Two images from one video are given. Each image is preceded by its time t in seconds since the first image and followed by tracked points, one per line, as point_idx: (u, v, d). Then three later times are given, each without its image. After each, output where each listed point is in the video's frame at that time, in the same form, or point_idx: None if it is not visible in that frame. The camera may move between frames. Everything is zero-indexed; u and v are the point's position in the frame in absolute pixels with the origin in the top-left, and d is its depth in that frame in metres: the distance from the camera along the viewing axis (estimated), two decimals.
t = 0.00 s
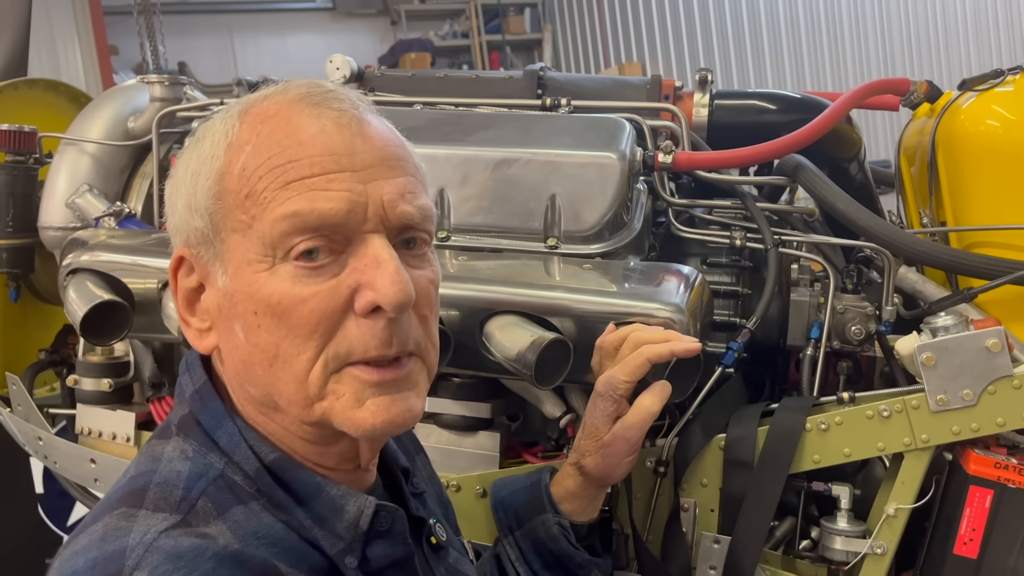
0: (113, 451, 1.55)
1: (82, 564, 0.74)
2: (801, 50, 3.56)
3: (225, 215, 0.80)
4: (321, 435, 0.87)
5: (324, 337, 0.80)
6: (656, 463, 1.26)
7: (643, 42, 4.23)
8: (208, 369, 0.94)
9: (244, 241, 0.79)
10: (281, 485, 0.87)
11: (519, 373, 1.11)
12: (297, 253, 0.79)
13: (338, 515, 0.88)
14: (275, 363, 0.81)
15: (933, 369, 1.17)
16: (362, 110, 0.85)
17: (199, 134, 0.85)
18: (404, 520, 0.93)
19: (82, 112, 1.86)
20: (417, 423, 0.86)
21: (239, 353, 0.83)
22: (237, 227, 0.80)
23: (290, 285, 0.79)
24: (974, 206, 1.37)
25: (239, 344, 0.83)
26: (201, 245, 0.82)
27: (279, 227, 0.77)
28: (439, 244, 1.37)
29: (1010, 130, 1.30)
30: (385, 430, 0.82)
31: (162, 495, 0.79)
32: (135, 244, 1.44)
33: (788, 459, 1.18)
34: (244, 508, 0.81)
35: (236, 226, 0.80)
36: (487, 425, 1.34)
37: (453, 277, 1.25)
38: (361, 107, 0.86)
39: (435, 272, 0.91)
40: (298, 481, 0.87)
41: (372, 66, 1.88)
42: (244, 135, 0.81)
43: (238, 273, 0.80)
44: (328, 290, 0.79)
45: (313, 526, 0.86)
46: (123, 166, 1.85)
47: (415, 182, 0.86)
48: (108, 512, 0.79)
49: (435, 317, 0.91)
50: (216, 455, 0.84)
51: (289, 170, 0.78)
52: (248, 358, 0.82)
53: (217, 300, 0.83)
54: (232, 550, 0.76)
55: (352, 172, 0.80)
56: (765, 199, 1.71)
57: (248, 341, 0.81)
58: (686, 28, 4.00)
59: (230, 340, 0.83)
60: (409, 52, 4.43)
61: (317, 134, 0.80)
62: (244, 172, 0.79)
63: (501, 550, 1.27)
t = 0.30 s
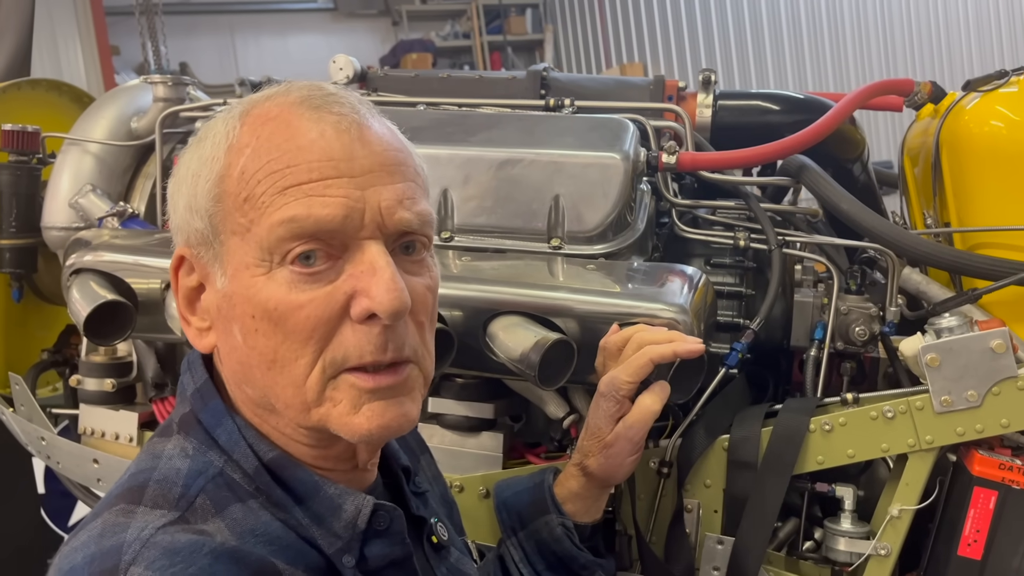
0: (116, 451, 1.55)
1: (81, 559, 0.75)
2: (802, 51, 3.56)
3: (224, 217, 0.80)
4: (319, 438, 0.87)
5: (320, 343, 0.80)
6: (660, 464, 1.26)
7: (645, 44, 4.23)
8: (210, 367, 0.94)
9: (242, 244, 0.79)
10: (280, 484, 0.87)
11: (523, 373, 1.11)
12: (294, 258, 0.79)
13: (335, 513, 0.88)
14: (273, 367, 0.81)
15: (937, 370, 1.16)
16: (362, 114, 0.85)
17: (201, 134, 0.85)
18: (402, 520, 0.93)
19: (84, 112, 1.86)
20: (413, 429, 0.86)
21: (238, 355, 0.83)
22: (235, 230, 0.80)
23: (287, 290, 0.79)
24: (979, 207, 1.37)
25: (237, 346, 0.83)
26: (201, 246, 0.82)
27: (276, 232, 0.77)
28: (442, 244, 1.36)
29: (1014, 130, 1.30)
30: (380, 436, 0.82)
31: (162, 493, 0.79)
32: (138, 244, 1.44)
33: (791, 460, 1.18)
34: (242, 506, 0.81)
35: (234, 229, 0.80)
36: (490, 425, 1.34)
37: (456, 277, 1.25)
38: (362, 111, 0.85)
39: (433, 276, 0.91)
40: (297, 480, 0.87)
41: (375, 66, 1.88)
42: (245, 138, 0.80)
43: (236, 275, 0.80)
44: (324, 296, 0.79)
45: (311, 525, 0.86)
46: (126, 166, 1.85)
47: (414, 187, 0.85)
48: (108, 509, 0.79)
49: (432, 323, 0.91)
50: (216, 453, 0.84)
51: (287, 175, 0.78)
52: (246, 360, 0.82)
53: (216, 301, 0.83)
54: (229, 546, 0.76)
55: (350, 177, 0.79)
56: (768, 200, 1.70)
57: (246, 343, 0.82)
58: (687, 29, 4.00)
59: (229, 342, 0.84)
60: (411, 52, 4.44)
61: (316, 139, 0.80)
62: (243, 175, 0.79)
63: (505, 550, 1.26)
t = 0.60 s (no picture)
0: (118, 450, 1.55)
1: (79, 561, 0.75)
2: (803, 52, 3.56)
3: (223, 221, 0.80)
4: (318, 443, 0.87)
5: (320, 349, 0.80)
6: (661, 465, 1.26)
7: (647, 44, 4.23)
8: (208, 369, 0.94)
9: (241, 249, 0.80)
10: (276, 485, 0.87)
11: (525, 374, 1.12)
12: (294, 264, 0.79)
13: (332, 515, 0.87)
14: (272, 371, 0.82)
15: (938, 371, 1.16)
16: (362, 119, 0.85)
17: (200, 136, 0.85)
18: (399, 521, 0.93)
19: (87, 112, 1.87)
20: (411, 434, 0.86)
21: (236, 359, 0.83)
22: (234, 234, 0.80)
23: (286, 296, 0.79)
24: (980, 208, 1.37)
25: (235, 350, 0.83)
26: (199, 249, 0.82)
27: (276, 238, 0.78)
28: (444, 244, 1.36)
29: (1015, 132, 1.31)
30: (379, 441, 0.82)
31: (160, 494, 0.79)
32: (140, 244, 1.44)
33: (792, 461, 1.18)
34: (239, 508, 0.81)
35: (233, 233, 0.80)
36: (492, 425, 1.35)
37: (458, 278, 1.26)
38: (362, 115, 0.85)
39: (432, 280, 0.91)
40: (294, 481, 0.86)
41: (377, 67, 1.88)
42: (244, 143, 0.80)
43: (235, 280, 0.80)
44: (324, 303, 0.79)
45: (309, 526, 0.86)
46: (129, 166, 1.85)
47: (414, 193, 0.85)
48: (106, 510, 0.80)
49: (431, 327, 0.91)
50: (214, 455, 0.85)
51: (287, 181, 0.78)
52: (244, 364, 0.83)
53: (214, 304, 0.83)
54: (227, 547, 0.77)
55: (350, 184, 0.80)
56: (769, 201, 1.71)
57: (245, 347, 0.82)
58: (688, 29, 4.00)
59: (227, 345, 0.84)
60: (411, 53, 4.45)
61: (316, 144, 0.80)
62: (243, 180, 0.79)
63: (505, 550, 1.26)
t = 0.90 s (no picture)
0: (123, 448, 1.56)
1: (86, 556, 0.76)
2: (805, 52, 3.57)
3: (235, 222, 0.81)
4: (326, 441, 0.88)
5: (332, 348, 0.81)
6: (662, 463, 1.27)
7: (648, 45, 4.25)
8: (214, 367, 0.95)
9: (254, 249, 0.80)
10: (282, 481, 0.88)
11: (528, 372, 1.13)
12: (307, 265, 0.80)
13: (336, 511, 0.89)
14: (282, 370, 0.83)
15: (937, 370, 1.17)
16: (372, 122, 0.86)
17: (209, 138, 0.86)
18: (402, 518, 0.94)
19: (92, 113, 1.88)
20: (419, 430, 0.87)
21: (246, 358, 0.84)
22: (246, 235, 0.81)
23: (299, 297, 0.80)
24: (979, 209, 1.38)
25: (245, 350, 0.83)
26: (209, 249, 0.83)
27: (289, 240, 0.79)
28: (446, 244, 1.37)
29: (1014, 133, 1.32)
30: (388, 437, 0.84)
31: (167, 490, 0.81)
32: (145, 243, 1.45)
33: (792, 458, 1.19)
34: (244, 504, 0.82)
35: (245, 234, 0.81)
36: (494, 423, 1.36)
37: (461, 277, 1.27)
38: (372, 118, 0.87)
39: (439, 282, 0.92)
40: (299, 478, 0.88)
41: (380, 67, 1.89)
42: (256, 144, 0.81)
43: (247, 280, 0.81)
44: (336, 303, 0.80)
45: (313, 522, 0.87)
46: (134, 166, 1.86)
47: (424, 196, 0.87)
48: (113, 506, 0.81)
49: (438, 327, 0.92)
50: (220, 452, 0.85)
51: (300, 183, 0.79)
52: (254, 363, 0.83)
53: (224, 304, 0.84)
54: (232, 543, 0.78)
55: (363, 186, 0.81)
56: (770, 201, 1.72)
57: (255, 347, 0.82)
58: (689, 29, 4.01)
59: (236, 344, 0.84)
60: (413, 53, 4.45)
61: (329, 147, 0.81)
62: (255, 182, 0.80)
63: (504, 546, 1.28)
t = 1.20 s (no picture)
0: (130, 444, 1.59)
1: (112, 551, 0.78)
2: (804, 54, 3.60)
3: (381, 229, 0.79)
4: (392, 431, 0.93)
5: (455, 340, 0.89)
6: (659, 459, 1.30)
7: (648, 46, 4.27)
8: (224, 365, 0.93)
9: (397, 255, 0.81)
10: (296, 476, 0.88)
11: (528, 369, 1.15)
12: (449, 268, 0.85)
13: (351, 504, 0.89)
14: (416, 367, 0.86)
15: (929, 369, 1.20)
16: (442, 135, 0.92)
17: (314, 141, 0.78)
18: (413, 511, 0.97)
19: (100, 114, 1.91)
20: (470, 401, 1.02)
21: (375, 362, 0.84)
22: (391, 242, 0.80)
23: (441, 297, 0.85)
24: (972, 211, 1.41)
25: (374, 354, 0.83)
26: (332, 260, 0.78)
27: (444, 245, 0.83)
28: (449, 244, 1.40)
29: (1006, 137, 1.34)
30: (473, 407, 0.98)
31: (186, 487, 0.83)
32: (152, 243, 1.48)
33: (786, 454, 1.22)
34: (262, 499, 0.84)
35: (388, 241, 0.80)
36: (494, 420, 1.41)
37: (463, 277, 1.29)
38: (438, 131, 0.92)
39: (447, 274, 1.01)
40: (313, 472, 0.88)
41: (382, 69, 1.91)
42: (385, 152, 0.81)
43: (388, 286, 0.81)
44: (461, 299, 0.88)
45: (329, 516, 0.88)
46: (141, 166, 1.89)
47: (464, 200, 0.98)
48: (135, 502, 0.83)
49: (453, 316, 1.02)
50: (235, 449, 0.86)
51: (445, 193, 0.84)
52: (385, 366, 0.84)
53: (349, 313, 0.81)
54: (255, 537, 0.81)
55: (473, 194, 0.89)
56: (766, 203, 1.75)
57: (391, 349, 0.84)
58: (689, 30, 4.04)
59: (361, 351, 0.83)
60: (415, 54, 4.47)
61: (447, 159, 0.86)
62: (402, 192, 0.80)
63: (504, 539, 1.29)
